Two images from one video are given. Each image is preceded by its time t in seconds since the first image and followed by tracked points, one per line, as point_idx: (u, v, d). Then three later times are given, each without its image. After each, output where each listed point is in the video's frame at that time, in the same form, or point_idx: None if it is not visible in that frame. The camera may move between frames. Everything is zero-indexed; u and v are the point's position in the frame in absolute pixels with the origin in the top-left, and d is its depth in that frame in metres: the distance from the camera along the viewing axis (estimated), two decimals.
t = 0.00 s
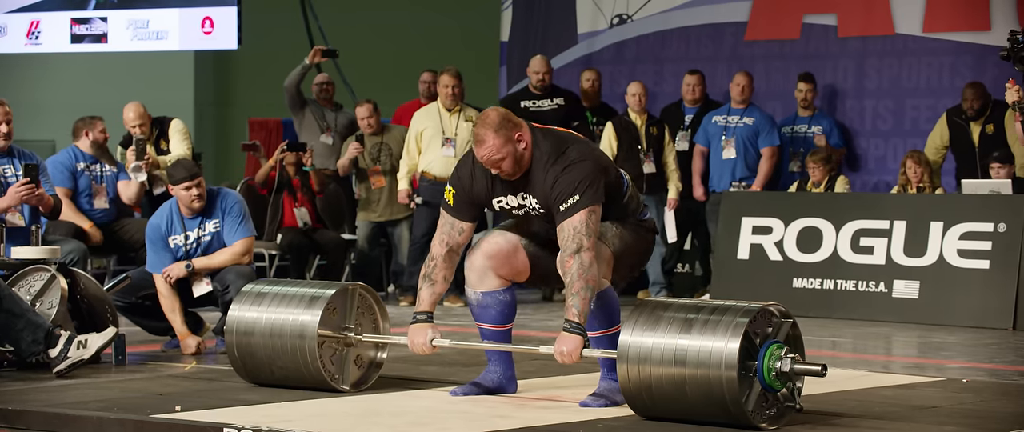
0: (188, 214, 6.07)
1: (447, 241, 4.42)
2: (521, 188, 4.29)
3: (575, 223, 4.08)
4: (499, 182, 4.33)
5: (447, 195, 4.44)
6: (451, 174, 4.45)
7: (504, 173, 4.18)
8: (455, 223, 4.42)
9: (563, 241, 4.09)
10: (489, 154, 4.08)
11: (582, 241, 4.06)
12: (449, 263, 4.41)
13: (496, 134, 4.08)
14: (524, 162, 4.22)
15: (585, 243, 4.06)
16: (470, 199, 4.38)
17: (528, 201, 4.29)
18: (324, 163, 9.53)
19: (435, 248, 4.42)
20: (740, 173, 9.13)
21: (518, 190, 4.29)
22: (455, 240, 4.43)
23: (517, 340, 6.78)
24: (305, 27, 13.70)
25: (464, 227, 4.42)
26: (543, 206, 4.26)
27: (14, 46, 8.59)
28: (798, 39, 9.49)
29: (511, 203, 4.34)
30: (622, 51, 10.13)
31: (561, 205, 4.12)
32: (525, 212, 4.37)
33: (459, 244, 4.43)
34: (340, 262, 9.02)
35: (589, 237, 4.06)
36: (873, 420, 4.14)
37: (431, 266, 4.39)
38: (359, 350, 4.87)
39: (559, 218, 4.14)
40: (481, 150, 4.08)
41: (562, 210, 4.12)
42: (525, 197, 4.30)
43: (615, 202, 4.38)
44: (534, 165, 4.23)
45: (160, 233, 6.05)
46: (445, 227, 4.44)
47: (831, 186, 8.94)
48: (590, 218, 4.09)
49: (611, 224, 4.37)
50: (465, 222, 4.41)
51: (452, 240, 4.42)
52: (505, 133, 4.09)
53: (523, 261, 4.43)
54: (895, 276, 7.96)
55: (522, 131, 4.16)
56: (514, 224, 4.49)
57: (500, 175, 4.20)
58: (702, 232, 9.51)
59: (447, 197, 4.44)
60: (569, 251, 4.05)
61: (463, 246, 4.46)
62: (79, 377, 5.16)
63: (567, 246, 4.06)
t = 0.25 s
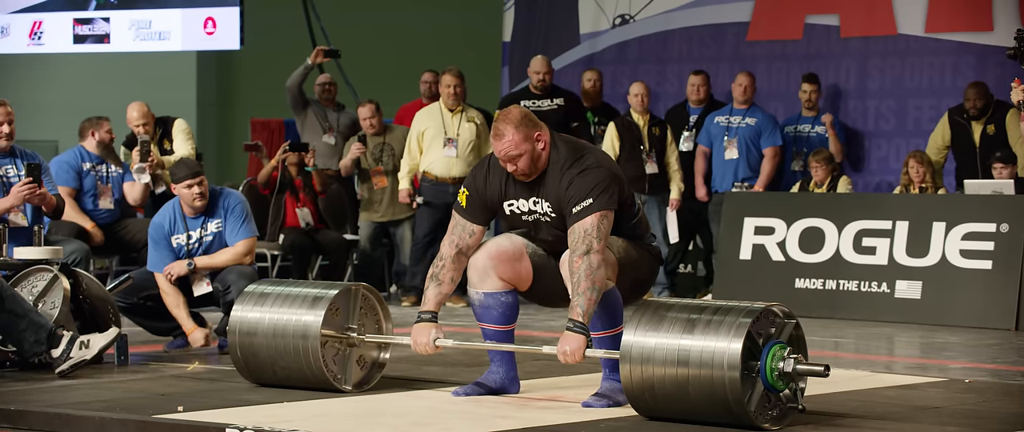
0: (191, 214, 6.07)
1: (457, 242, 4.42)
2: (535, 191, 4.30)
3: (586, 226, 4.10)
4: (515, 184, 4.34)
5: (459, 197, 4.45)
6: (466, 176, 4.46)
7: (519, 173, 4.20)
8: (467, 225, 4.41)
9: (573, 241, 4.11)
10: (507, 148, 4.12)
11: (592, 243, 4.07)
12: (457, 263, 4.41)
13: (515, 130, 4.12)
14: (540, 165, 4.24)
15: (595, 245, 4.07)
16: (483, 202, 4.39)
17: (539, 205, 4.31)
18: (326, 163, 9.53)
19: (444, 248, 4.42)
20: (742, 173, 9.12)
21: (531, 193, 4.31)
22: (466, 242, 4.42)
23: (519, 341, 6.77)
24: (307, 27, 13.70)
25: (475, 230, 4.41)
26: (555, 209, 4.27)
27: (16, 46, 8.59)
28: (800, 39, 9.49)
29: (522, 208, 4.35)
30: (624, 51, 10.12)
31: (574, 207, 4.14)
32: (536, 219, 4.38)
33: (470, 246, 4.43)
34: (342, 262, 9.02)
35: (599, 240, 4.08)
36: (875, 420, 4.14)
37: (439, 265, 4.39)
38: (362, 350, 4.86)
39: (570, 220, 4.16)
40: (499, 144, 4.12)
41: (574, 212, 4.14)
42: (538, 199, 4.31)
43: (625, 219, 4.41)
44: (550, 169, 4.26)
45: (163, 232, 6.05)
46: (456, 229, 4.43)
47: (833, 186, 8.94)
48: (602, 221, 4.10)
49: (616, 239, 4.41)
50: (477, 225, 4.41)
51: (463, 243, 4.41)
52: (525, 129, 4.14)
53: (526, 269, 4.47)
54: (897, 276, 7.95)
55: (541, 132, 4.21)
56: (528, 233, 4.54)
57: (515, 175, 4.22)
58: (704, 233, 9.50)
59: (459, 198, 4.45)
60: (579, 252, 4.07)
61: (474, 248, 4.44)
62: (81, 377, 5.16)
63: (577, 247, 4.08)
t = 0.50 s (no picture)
0: (190, 214, 6.06)
1: (461, 243, 4.42)
2: (540, 191, 4.30)
3: (591, 226, 4.11)
4: (521, 183, 4.35)
5: (465, 198, 4.47)
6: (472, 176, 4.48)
7: (525, 169, 4.21)
8: (472, 225, 4.43)
9: (578, 241, 4.11)
10: (515, 141, 4.14)
11: (596, 243, 4.08)
12: (461, 263, 4.41)
13: (524, 124, 4.15)
14: (547, 164, 4.26)
15: (601, 246, 4.08)
16: (488, 202, 4.41)
17: (543, 205, 4.31)
18: (326, 164, 9.52)
19: (448, 248, 4.42)
20: (743, 174, 9.13)
21: (536, 193, 4.32)
22: (470, 242, 4.43)
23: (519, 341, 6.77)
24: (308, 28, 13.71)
25: (479, 231, 4.42)
26: (560, 209, 4.28)
27: (17, 47, 8.60)
28: (800, 40, 9.49)
29: (526, 207, 4.35)
30: (625, 52, 10.12)
31: (580, 207, 4.15)
32: (538, 221, 4.38)
33: (474, 247, 4.43)
34: (343, 263, 9.02)
35: (605, 240, 4.09)
36: (876, 421, 4.13)
37: (443, 266, 4.39)
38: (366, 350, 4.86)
39: (576, 220, 4.16)
40: (507, 136, 4.15)
41: (579, 212, 4.14)
42: (543, 200, 4.32)
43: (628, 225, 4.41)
44: (556, 169, 4.27)
45: (163, 233, 6.06)
46: (461, 229, 4.44)
47: (834, 187, 8.93)
48: (607, 223, 4.11)
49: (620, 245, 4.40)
50: (481, 227, 4.42)
51: (467, 243, 4.42)
52: (534, 124, 4.17)
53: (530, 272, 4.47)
54: (897, 277, 7.95)
55: (550, 130, 4.24)
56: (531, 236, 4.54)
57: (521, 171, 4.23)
58: (704, 234, 9.50)
59: (465, 199, 4.47)
60: (583, 252, 4.08)
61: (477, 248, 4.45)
62: (81, 378, 5.16)
63: (582, 247, 4.09)
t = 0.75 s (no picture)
0: (191, 213, 6.08)
1: (463, 241, 4.45)
2: (540, 187, 4.30)
3: (595, 224, 4.11)
4: (519, 179, 4.35)
5: (465, 196, 4.48)
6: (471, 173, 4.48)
7: (524, 161, 4.21)
8: (472, 223, 4.45)
9: (583, 240, 4.11)
10: (514, 131, 4.15)
11: (602, 241, 4.07)
12: (464, 262, 4.44)
13: (525, 115, 4.16)
14: (546, 158, 4.25)
15: (605, 244, 4.07)
16: (487, 199, 4.42)
17: (542, 201, 4.31)
18: (326, 164, 9.52)
19: (450, 247, 4.45)
20: (742, 174, 9.13)
21: (535, 188, 4.31)
22: (472, 241, 4.46)
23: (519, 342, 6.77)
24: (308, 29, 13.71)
25: (480, 228, 4.45)
26: (560, 206, 4.27)
27: (17, 48, 8.60)
28: (800, 40, 9.49)
29: (525, 203, 4.35)
30: (625, 53, 10.12)
31: (584, 204, 4.15)
32: (535, 216, 4.38)
33: (476, 245, 4.46)
34: (342, 263, 9.03)
35: (609, 238, 4.08)
36: (876, 421, 4.13)
37: (445, 265, 4.42)
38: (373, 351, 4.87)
39: (580, 218, 4.16)
40: (506, 126, 4.17)
41: (584, 209, 4.14)
42: (542, 196, 4.30)
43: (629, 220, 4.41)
44: (555, 164, 4.27)
45: (164, 232, 6.07)
46: (462, 227, 4.47)
47: (834, 187, 8.92)
48: (611, 220, 4.10)
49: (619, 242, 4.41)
50: (482, 223, 4.44)
51: (468, 241, 4.45)
52: (535, 115, 4.18)
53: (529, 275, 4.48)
54: (897, 277, 7.95)
55: (551, 123, 4.24)
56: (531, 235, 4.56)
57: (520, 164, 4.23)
58: (705, 234, 9.51)
59: (465, 197, 4.49)
60: (588, 250, 4.08)
61: (479, 246, 4.49)
62: (81, 379, 5.16)
63: (587, 245, 4.09)
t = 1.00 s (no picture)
0: (194, 212, 6.09)
1: (464, 241, 4.45)
2: (536, 183, 4.28)
3: (596, 223, 4.09)
4: (515, 175, 4.33)
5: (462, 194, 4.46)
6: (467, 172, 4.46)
7: (519, 155, 4.21)
8: (472, 223, 4.44)
9: (585, 240, 4.10)
10: (510, 125, 4.15)
11: (604, 240, 4.07)
12: (466, 262, 4.45)
13: (520, 109, 4.16)
14: (542, 152, 4.25)
15: (607, 243, 4.07)
16: (483, 196, 4.40)
17: (538, 197, 4.29)
18: (327, 166, 9.52)
19: (451, 247, 4.45)
20: (742, 176, 9.13)
21: (532, 184, 4.30)
22: (472, 240, 4.46)
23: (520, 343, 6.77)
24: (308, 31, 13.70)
25: (480, 227, 4.44)
26: (557, 202, 4.25)
27: (16, 50, 8.60)
28: (800, 42, 9.49)
29: (521, 200, 4.33)
30: (625, 54, 10.12)
31: (585, 202, 4.14)
32: (530, 213, 4.35)
33: (476, 243, 4.45)
34: (342, 265, 9.04)
35: (611, 238, 4.08)
36: (877, 423, 4.13)
37: (448, 265, 4.43)
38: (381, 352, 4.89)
39: (581, 216, 4.15)
40: (502, 119, 4.16)
41: (584, 207, 4.13)
42: (540, 193, 4.28)
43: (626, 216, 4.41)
44: (551, 158, 4.27)
45: (165, 227, 6.07)
46: (462, 227, 4.45)
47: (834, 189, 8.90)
48: (612, 218, 4.09)
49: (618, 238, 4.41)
50: (481, 221, 4.43)
51: (468, 240, 4.44)
52: (531, 109, 4.18)
53: (524, 276, 4.46)
54: (897, 279, 7.95)
55: (546, 118, 4.24)
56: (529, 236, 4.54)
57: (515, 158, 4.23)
58: (705, 235, 9.51)
59: (463, 195, 4.47)
60: (591, 250, 4.07)
61: (479, 246, 4.48)
62: (81, 381, 5.16)
63: (590, 245, 4.08)
